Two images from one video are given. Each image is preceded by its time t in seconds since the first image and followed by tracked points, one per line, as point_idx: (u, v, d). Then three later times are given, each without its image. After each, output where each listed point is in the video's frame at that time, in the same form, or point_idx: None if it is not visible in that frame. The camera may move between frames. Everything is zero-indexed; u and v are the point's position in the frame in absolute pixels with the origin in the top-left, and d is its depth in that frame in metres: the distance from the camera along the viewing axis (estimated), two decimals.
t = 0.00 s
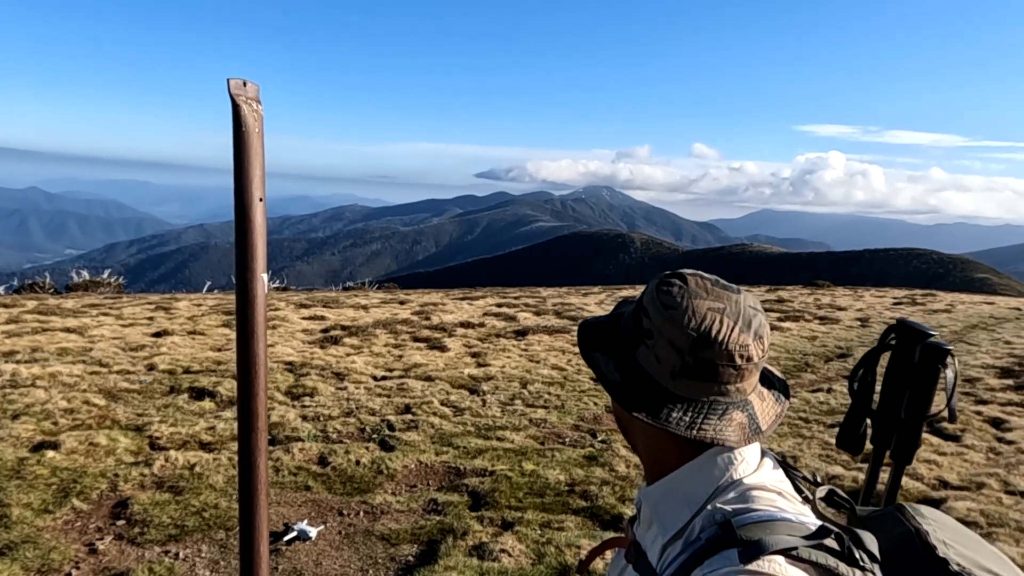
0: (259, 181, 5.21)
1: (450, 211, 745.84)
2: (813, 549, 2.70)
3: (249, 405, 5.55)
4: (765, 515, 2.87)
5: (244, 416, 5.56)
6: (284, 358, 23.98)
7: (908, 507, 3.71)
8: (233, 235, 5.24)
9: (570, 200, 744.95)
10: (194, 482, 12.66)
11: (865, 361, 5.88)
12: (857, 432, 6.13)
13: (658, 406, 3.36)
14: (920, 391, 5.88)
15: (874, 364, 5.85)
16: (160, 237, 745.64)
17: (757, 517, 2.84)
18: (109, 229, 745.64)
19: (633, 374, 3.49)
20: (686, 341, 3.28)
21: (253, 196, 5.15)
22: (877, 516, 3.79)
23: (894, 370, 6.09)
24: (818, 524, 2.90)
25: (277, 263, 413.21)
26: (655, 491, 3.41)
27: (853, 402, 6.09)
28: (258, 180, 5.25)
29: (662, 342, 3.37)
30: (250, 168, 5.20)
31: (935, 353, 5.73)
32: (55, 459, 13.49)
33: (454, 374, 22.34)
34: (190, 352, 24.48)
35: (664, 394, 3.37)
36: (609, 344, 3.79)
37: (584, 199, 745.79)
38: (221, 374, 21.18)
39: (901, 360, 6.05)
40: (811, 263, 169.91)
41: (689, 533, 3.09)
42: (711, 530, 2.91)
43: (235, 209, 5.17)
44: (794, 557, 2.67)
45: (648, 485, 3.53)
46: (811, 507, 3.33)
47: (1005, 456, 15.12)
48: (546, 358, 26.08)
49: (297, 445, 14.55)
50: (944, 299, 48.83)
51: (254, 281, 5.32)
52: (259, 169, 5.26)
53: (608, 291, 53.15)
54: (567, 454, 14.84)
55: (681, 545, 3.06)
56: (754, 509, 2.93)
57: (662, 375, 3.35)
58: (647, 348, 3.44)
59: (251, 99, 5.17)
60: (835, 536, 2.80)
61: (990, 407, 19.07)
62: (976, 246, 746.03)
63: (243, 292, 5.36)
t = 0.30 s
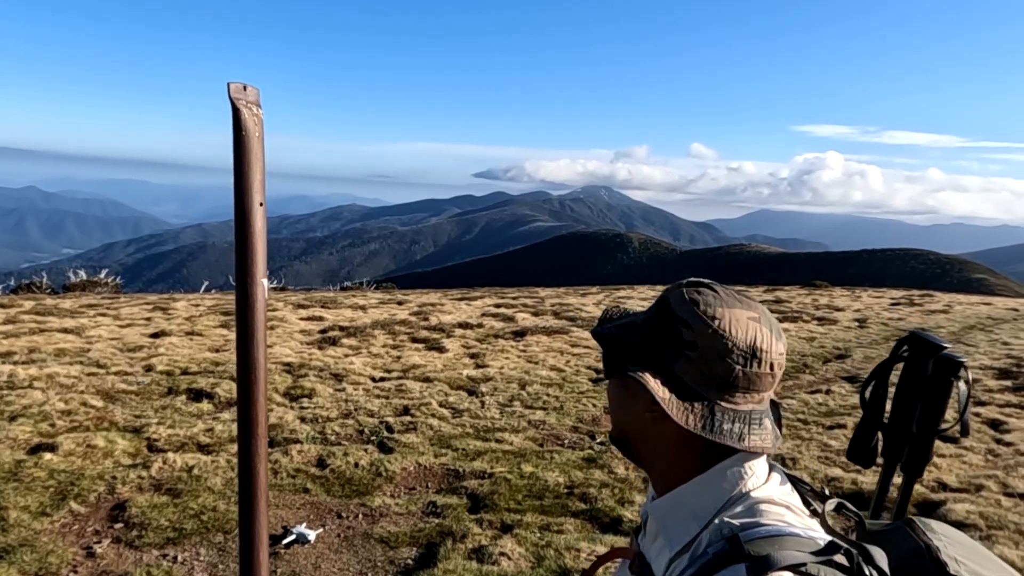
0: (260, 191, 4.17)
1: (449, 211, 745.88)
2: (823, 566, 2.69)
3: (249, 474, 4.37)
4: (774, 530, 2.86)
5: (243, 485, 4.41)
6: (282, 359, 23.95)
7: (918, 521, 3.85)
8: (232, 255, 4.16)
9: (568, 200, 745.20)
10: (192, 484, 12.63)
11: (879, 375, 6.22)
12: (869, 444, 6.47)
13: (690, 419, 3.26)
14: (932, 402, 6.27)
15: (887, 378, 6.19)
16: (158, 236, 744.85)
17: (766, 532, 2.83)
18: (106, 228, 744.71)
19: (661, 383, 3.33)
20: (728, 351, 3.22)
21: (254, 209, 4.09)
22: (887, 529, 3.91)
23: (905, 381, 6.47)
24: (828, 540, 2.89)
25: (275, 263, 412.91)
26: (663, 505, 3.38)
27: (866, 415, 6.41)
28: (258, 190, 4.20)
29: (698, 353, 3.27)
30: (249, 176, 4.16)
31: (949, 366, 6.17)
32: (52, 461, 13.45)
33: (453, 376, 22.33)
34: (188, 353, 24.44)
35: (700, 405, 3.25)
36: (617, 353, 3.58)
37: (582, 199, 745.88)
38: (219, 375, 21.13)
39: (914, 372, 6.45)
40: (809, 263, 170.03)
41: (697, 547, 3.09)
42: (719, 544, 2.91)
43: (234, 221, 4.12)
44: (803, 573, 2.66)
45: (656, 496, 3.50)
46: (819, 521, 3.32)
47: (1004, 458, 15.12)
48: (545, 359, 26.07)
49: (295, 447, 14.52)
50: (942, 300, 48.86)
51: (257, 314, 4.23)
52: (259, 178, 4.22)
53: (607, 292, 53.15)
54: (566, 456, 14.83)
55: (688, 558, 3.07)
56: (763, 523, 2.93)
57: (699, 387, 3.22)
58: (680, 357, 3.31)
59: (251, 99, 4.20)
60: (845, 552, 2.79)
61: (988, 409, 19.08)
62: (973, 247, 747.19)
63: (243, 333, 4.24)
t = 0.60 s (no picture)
0: (258, 191, 5.29)
1: (446, 211, 745.79)
2: (835, 569, 2.68)
3: (250, 411, 5.63)
4: (784, 536, 2.87)
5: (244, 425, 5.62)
6: (280, 360, 23.89)
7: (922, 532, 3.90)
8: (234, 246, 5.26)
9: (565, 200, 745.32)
10: (190, 488, 12.59)
11: (875, 385, 6.50)
12: (868, 454, 6.59)
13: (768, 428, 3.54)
14: (928, 414, 6.50)
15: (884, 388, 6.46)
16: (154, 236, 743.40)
17: (778, 538, 2.86)
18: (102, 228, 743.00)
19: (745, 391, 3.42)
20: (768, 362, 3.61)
21: (253, 206, 5.21)
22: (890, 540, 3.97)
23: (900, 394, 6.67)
24: (837, 546, 2.89)
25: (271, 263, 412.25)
26: (679, 526, 3.50)
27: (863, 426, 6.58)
28: (258, 189, 5.32)
29: (761, 364, 3.58)
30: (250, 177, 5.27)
31: (945, 375, 6.36)
32: (49, 465, 13.40)
33: (451, 377, 22.29)
34: (185, 355, 24.36)
35: (773, 412, 3.54)
36: (698, 376, 3.38)
37: (579, 199, 745.85)
38: (217, 377, 21.07)
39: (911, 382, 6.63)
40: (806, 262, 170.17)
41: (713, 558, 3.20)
42: (732, 553, 2.94)
43: (235, 218, 5.22)
44: None
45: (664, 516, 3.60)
46: (824, 528, 3.44)
47: (1003, 459, 15.12)
48: (543, 360, 26.05)
49: (293, 450, 14.48)
50: (939, 300, 48.90)
51: (255, 292, 5.36)
52: (259, 179, 5.33)
53: (605, 292, 53.08)
54: (565, 458, 14.81)
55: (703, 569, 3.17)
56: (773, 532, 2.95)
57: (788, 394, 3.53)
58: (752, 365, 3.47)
59: (251, 108, 5.26)
60: (856, 558, 2.79)
61: (987, 410, 19.09)
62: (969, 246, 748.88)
63: (244, 304, 5.39)
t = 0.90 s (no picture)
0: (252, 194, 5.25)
1: (443, 211, 745.79)
2: None
3: (244, 417, 5.60)
4: (775, 544, 2.86)
5: (238, 429, 5.61)
6: (277, 361, 23.85)
7: (907, 536, 3.94)
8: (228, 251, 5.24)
9: (563, 199, 745.38)
10: (185, 490, 12.55)
11: (859, 389, 6.72)
12: (852, 457, 6.87)
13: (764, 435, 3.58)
14: (909, 421, 6.67)
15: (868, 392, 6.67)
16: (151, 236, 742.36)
17: (768, 546, 2.84)
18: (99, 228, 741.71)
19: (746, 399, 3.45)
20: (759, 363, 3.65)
21: (247, 210, 5.19)
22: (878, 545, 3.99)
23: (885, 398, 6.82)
24: (828, 553, 2.87)
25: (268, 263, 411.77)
26: (670, 535, 3.48)
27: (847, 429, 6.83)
28: (253, 193, 5.30)
29: (757, 370, 3.62)
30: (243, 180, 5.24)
31: (927, 379, 6.47)
32: (44, 467, 13.37)
33: (448, 378, 22.29)
34: (182, 356, 24.33)
35: (769, 418, 3.59)
36: (701, 384, 3.39)
37: (577, 198, 745.92)
38: (213, 379, 21.02)
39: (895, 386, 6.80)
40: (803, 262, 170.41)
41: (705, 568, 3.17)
42: (723, 562, 2.92)
43: (229, 222, 5.20)
44: None
45: (658, 526, 3.59)
46: (815, 535, 3.43)
47: (999, 459, 15.15)
48: (540, 361, 26.04)
49: (290, 452, 14.46)
50: (936, 299, 49.02)
51: (249, 296, 5.37)
52: (253, 181, 5.31)
53: (602, 292, 53.12)
54: (562, 459, 14.80)
55: None
56: (764, 540, 2.95)
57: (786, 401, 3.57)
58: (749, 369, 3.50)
59: (245, 109, 5.22)
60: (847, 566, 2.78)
61: (983, 409, 19.12)
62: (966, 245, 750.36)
63: (238, 308, 5.39)
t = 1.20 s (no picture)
0: (245, 192, 5.24)
1: (440, 211, 745.77)
2: (807, 567, 2.71)
3: (237, 415, 5.58)
4: (757, 535, 2.90)
5: (232, 427, 5.60)
6: (273, 361, 23.82)
7: (890, 528, 3.99)
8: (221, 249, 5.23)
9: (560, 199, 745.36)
10: (181, 490, 12.55)
11: (843, 382, 6.82)
12: (836, 451, 6.94)
13: (748, 426, 3.61)
14: (893, 413, 6.71)
15: (852, 385, 6.78)
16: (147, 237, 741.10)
17: (751, 536, 2.88)
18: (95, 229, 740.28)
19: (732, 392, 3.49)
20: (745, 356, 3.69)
21: (239, 208, 5.19)
22: (861, 536, 4.05)
23: (870, 391, 6.89)
24: (809, 543, 2.91)
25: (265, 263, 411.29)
26: (655, 525, 3.50)
27: (831, 424, 6.90)
28: (245, 191, 5.30)
29: (742, 363, 3.64)
30: (236, 177, 5.23)
31: (910, 373, 6.58)
32: (40, 467, 13.35)
33: (444, 377, 22.30)
34: (177, 356, 24.31)
35: (754, 410, 3.61)
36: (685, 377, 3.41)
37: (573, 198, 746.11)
38: (209, 378, 21.01)
39: (879, 379, 6.85)
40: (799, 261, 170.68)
41: (687, 559, 3.20)
42: (707, 553, 2.96)
43: (222, 220, 5.18)
44: None
45: (643, 517, 3.61)
46: (796, 526, 3.48)
47: (993, 457, 15.19)
48: (536, 360, 26.04)
49: (285, 451, 14.46)
50: (931, 298, 49.14)
51: (242, 294, 5.34)
52: (246, 180, 5.31)
53: (598, 291, 53.17)
54: (558, 458, 14.80)
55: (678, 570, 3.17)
56: (747, 530, 2.99)
57: (770, 394, 3.60)
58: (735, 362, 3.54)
59: (237, 108, 5.22)
60: (827, 556, 2.83)
61: (978, 407, 19.17)
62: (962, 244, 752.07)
63: (231, 307, 5.37)
